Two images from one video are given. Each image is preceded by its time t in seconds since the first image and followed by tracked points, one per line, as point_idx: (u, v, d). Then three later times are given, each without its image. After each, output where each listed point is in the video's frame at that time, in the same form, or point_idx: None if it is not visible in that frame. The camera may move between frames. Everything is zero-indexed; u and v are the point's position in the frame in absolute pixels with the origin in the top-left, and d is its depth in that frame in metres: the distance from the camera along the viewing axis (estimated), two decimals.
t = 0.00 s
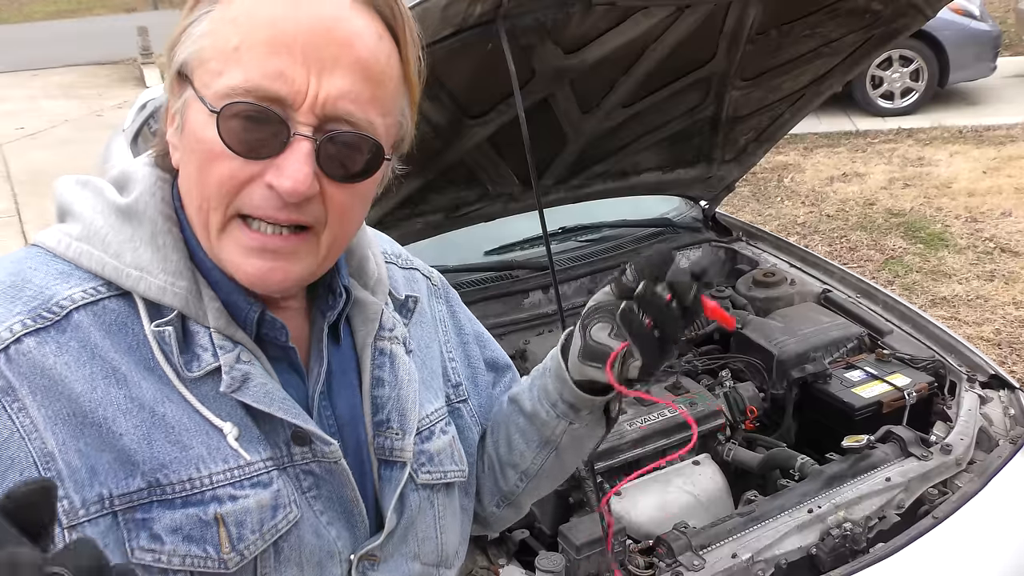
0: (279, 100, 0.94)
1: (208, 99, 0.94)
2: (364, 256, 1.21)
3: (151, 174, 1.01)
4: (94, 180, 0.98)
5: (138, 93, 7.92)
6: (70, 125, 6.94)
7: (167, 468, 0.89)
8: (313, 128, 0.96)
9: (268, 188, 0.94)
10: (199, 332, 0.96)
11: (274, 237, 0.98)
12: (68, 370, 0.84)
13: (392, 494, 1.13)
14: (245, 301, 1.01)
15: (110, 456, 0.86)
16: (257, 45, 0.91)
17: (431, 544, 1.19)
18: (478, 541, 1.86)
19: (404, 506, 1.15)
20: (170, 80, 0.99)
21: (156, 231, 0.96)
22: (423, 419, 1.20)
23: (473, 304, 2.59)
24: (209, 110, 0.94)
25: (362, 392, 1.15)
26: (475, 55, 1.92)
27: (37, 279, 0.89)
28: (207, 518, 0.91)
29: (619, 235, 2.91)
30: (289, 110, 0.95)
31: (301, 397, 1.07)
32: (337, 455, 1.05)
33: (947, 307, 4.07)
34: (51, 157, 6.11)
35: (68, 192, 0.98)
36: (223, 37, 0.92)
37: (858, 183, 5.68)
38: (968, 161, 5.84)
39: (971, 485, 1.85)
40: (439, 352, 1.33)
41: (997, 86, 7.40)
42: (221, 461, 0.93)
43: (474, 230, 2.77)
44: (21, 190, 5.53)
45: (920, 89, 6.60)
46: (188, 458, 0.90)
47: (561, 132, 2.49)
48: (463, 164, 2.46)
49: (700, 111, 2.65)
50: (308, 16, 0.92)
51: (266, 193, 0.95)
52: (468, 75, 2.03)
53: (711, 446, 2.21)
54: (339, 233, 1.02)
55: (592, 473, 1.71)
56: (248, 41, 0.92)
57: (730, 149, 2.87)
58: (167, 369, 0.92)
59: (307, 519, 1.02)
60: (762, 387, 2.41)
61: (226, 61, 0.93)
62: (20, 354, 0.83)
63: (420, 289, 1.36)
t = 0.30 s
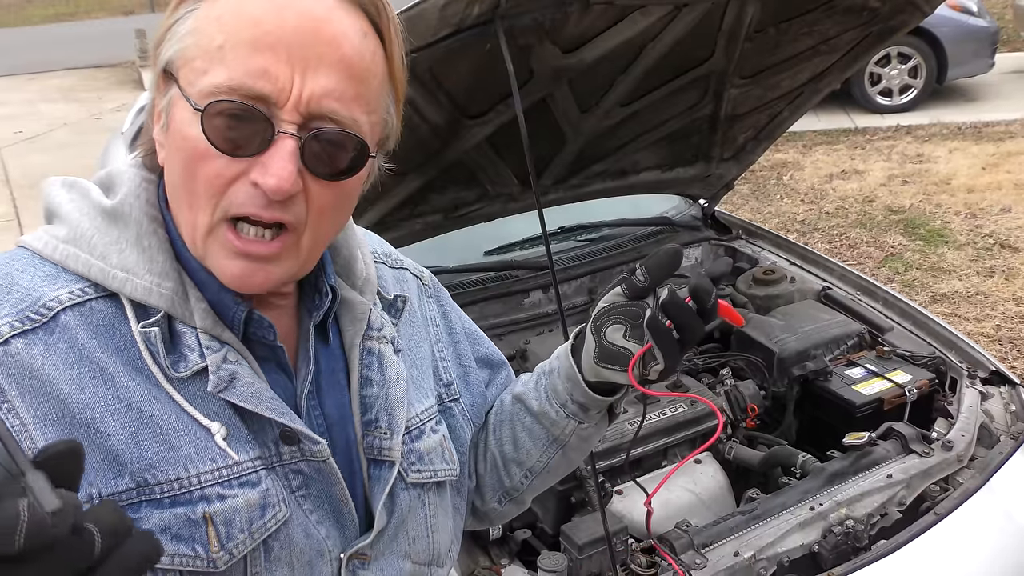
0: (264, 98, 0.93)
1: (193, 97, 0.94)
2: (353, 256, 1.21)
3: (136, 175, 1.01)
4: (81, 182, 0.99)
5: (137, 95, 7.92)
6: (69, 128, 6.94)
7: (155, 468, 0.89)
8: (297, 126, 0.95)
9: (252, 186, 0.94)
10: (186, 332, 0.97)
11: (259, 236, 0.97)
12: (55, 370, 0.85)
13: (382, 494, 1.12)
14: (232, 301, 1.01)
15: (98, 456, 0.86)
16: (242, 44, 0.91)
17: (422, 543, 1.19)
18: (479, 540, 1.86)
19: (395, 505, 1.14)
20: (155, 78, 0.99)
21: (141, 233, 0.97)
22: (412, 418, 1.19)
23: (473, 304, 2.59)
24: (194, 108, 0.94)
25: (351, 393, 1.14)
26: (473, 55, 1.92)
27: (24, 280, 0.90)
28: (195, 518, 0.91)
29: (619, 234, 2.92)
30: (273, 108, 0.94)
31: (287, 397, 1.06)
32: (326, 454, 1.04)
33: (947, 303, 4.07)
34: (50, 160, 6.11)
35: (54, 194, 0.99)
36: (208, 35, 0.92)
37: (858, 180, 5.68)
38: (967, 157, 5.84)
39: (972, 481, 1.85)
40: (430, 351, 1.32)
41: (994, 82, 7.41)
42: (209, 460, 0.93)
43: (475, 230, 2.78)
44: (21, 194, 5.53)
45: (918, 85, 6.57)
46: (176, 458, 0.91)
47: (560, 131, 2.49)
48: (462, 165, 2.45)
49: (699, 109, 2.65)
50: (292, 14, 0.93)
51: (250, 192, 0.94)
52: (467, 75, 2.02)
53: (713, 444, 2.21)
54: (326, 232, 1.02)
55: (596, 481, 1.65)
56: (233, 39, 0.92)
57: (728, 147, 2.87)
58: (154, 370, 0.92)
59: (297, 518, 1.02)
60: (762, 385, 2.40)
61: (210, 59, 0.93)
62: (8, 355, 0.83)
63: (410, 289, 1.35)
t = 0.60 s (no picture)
0: (348, 135, 0.93)
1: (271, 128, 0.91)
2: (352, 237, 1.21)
3: (144, 153, 1.02)
4: (89, 163, 1.01)
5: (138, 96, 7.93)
6: (69, 128, 6.95)
7: (161, 433, 0.91)
8: (374, 156, 0.97)
9: (333, 215, 0.97)
10: (192, 303, 0.98)
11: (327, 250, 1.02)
12: (65, 338, 0.89)
13: (382, 462, 1.12)
14: (238, 271, 1.02)
15: (106, 420, 0.89)
16: (327, 84, 0.89)
17: (424, 513, 1.18)
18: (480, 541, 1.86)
19: (395, 475, 1.14)
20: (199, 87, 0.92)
21: (149, 209, 0.98)
22: (411, 391, 1.19)
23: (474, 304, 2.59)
24: (272, 139, 0.91)
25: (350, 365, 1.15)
26: (473, 55, 1.92)
27: (36, 253, 0.94)
28: (200, 480, 0.93)
29: (619, 234, 2.93)
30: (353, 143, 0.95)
31: (290, 367, 1.08)
32: (328, 422, 1.05)
33: (947, 303, 4.07)
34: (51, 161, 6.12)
35: (65, 174, 1.01)
36: (286, 68, 0.88)
37: (857, 180, 5.68)
38: (968, 157, 5.84)
39: (972, 481, 1.85)
40: (428, 331, 1.32)
41: (994, 82, 7.41)
42: (213, 425, 0.94)
43: (474, 230, 2.78)
44: (22, 194, 5.54)
45: (918, 85, 6.58)
46: (180, 423, 0.93)
47: (560, 131, 2.49)
48: (463, 165, 2.46)
49: (699, 109, 2.65)
50: (371, 50, 0.91)
51: (331, 220, 0.97)
52: (467, 75, 2.03)
53: (712, 444, 2.19)
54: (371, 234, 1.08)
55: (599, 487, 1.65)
56: (316, 79, 0.89)
57: (728, 147, 2.87)
58: (161, 339, 0.94)
59: (300, 484, 1.02)
60: (763, 385, 2.39)
61: (291, 94, 0.89)
62: (20, 324, 0.88)
63: (409, 272, 1.34)
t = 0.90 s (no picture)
0: (370, 136, 0.98)
1: (296, 128, 0.94)
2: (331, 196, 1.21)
3: (138, 136, 1.05)
4: (83, 148, 1.03)
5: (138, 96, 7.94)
6: (69, 128, 6.95)
7: (196, 398, 0.95)
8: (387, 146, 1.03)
9: (347, 200, 1.03)
10: (207, 274, 1.01)
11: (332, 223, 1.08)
12: (94, 314, 0.92)
13: (386, 416, 1.14)
14: (247, 241, 1.05)
15: (142, 391, 0.93)
16: (358, 93, 0.93)
17: (431, 458, 1.21)
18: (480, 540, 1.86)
19: (399, 427, 1.17)
20: (222, 79, 0.92)
21: (153, 188, 1.01)
22: (405, 345, 1.22)
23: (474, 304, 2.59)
24: (301, 138, 0.95)
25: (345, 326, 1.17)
26: (473, 55, 1.92)
27: (49, 235, 0.95)
28: (238, 440, 0.97)
29: (619, 234, 2.91)
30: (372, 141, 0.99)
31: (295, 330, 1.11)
32: (342, 379, 1.09)
33: (947, 303, 4.07)
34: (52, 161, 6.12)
35: (60, 162, 1.03)
36: (320, 78, 0.91)
37: (857, 180, 5.69)
38: (968, 156, 5.84)
39: (972, 481, 1.85)
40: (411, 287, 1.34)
41: (994, 82, 7.41)
42: (243, 388, 0.99)
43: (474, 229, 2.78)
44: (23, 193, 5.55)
45: (918, 85, 6.58)
46: (214, 387, 0.97)
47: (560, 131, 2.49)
48: (463, 164, 2.46)
49: (699, 109, 2.65)
50: (396, 59, 0.94)
51: (345, 204, 1.03)
52: (467, 75, 2.03)
53: (713, 444, 2.21)
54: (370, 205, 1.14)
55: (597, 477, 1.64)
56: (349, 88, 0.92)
57: (728, 147, 2.87)
58: (181, 311, 0.98)
59: (322, 442, 1.06)
60: (763, 385, 2.41)
61: (322, 102, 0.93)
62: (49, 302, 0.90)
63: (386, 231, 1.37)
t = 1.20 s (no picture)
0: (282, 50, 0.94)
1: (206, 50, 0.93)
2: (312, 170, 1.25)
3: (129, 137, 1.02)
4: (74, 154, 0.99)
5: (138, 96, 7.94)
6: (69, 128, 6.95)
7: (249, 378, 0.97)
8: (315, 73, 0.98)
9: (279, 132, 0.96)
10: (229, 265, 1.02)
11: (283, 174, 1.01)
12: (143, 311, 0.92)
13: (405, 376, 1.21)
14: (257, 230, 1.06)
15: (197, 379, 0.95)
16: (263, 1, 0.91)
17: (445, 412, 1.30)
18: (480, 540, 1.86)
19: (415, 393, 1.24)
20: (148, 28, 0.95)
21: (159, 186, 0.99)
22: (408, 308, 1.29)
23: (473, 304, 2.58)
24: (211, 60, 0.93)
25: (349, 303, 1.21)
26: (472, 55, 1.92)
27: (72, 243, 0.93)
28: (296, 415, 1.00)
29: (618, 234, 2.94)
30: (291, 59, 0.96)
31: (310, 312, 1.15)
32: (366, 350, 1.13)
33: (946, 303, 4.08)
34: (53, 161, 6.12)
35: (51, 171, 0.99)
36: None
37: (857, 180, 5.69)
38: (967, 157, 5.84)
39: (972, 481, 1.85)
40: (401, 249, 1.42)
41: (994, 82, 7.41)
42: (290, 365, 1.01)
43: (474, 229, 2.80)
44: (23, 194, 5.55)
45: (917, 85, 6.59)
46: (264, 367, 0.99)
47: (559, 131, 2.50)
48: (462, 165, 2.46)
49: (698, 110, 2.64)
50: None
51: (278, 137, 0.97)
52: (466, 75, 2.03)
53: (712, 444, 2.21)
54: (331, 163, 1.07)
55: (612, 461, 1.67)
56: None
57: (728, 147, 2.87)
58: (215, 303, 0.99)
59: (360, 422, 1.11)
60: (762, 385, 2.41)
61: (226, 14, 0.92)
62: (97, 304, 0.89)
63: (368, 199, 1.44)
